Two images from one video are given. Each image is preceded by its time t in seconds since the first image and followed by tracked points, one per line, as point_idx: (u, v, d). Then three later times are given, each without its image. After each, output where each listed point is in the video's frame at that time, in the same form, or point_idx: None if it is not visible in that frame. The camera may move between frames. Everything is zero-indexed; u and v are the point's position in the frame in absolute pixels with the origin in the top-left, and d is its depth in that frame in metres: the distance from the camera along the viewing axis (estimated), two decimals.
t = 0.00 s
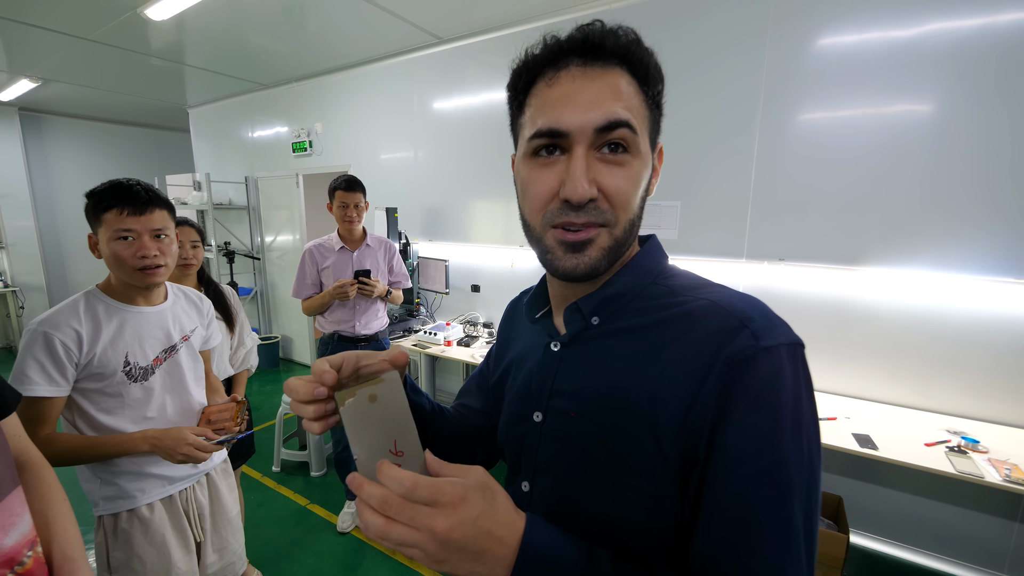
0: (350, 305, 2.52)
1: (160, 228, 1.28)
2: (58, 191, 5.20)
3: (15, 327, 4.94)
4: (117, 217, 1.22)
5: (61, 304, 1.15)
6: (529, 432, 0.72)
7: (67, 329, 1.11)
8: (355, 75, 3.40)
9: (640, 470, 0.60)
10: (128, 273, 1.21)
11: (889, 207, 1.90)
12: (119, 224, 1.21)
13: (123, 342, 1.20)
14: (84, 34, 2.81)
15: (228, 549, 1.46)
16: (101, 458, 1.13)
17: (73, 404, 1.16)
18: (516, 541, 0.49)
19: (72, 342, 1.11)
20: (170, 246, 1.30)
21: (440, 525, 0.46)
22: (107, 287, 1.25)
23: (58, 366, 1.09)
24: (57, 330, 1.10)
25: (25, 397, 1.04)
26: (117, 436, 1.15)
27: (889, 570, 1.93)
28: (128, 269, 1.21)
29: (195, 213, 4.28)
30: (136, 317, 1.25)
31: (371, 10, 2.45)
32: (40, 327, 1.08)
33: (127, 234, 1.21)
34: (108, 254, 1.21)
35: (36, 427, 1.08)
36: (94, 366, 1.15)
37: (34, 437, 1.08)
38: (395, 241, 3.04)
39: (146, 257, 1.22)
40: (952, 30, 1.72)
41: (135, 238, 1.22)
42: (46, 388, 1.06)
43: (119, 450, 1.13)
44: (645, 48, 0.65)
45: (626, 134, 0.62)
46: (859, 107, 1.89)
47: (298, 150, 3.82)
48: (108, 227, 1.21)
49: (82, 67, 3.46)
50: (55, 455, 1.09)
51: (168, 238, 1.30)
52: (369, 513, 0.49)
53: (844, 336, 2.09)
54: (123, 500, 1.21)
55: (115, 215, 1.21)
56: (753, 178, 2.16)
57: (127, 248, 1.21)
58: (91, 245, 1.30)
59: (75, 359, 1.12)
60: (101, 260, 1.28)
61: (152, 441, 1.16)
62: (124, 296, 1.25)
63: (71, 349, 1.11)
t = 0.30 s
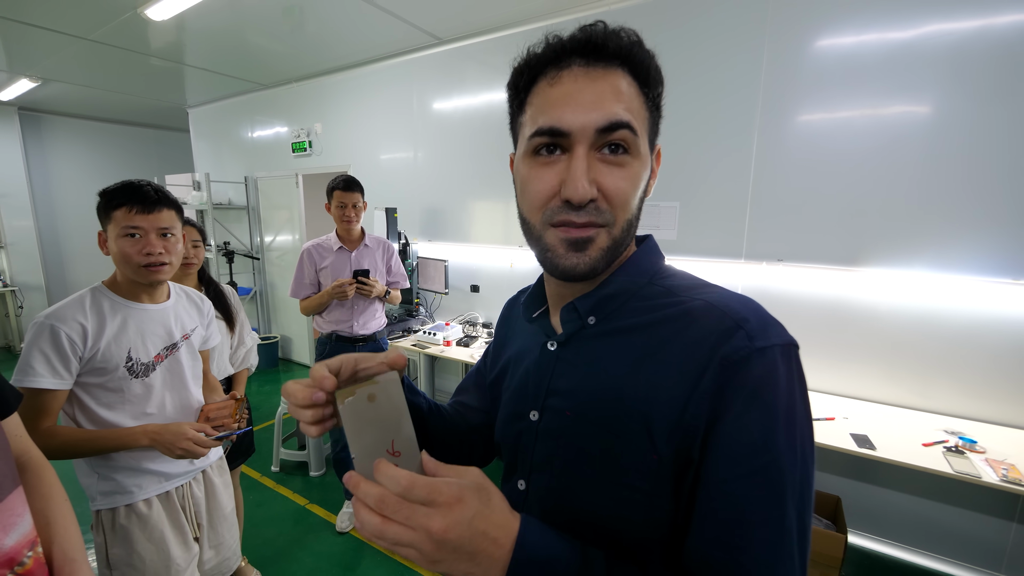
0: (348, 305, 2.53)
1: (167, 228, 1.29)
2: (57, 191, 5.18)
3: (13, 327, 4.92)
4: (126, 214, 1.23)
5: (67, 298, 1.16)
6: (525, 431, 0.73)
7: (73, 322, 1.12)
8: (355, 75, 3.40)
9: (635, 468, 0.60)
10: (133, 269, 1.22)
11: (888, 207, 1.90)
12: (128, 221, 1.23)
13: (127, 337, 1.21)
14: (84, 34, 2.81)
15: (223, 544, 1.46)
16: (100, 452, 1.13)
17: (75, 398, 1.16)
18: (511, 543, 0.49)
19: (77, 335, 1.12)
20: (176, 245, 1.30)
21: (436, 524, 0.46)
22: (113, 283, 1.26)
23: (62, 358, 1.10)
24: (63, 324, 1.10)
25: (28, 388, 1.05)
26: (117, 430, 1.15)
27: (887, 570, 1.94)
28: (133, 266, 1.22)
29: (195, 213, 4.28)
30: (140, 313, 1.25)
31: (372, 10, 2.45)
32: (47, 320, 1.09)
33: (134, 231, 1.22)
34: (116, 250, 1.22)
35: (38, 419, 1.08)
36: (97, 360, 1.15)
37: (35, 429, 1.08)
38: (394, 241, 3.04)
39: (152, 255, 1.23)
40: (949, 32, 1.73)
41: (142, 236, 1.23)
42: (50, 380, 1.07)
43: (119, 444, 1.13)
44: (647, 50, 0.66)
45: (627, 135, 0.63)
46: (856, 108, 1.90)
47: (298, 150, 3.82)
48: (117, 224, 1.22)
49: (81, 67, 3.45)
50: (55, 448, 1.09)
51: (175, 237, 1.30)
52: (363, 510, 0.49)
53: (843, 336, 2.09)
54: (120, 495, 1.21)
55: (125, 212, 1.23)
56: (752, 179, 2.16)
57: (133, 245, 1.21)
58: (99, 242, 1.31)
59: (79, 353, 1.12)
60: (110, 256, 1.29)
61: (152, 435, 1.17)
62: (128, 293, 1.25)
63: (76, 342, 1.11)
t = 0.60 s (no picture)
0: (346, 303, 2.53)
1: (169, 225, 1.29)
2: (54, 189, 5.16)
3: (10, 325, 4.90)
4: (129, 212, 1.23)
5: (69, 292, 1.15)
6: (523, 428, 0.73)
7: (77, 317, 1.12)
8: (353, 74, 3.40)
9: (634, 465, 0.60)
10: (133, 266, 1.21)
11: (885, 206, 1.91)
12: (131, 219, 1.23)
13: (128, 333, 1.21)
14: (82, 32, 2.80)
15: (219, 538, 1.47)
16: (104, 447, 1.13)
17: (75, 393, 1.16)
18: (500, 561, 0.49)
19: (81, 330, 1.12)
20: (177, 243, 1.30)
21: (425, 546, 0.47)
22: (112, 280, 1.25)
23: (66, 353, 1.09)
24: (67, 319, 1.10)
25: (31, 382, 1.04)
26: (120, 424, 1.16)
27: (883, 567, 1.95)
28: (134, 262, 1.21)
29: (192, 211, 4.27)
30: (141, 309, 1.25)
31: (371, 9, 2.45)
32: (51, 314, 1.08)
33: (137, 228, 1.23)
34: (117, 247, 1.22)
35: (39, 414, 1.07)
36: (99, 356, 1.15)
37: (38, 424, 1.07)
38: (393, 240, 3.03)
39: (153, 251, 1.23)
40: (946, 31, 1.73)
41: (144, 233, 1.23)
42: (53, 374, 1.07)
43: (122, 439, 1.14)
44: (658, 45, 0.67)
45: (635, 125, 0.63)
46: (854, 107, 1.90)
47: (297, 149, 3.82)
48: (120, 221, 1.23)
49: (78, 65, 3.44)
50: (58, 444, 1.08)
51: (176, 235, 1.31)
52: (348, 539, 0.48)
53: (840, 335, 2.10)
54: (122, 489, 1.21)
55: (128, 210, 1.23)
56: (749, 177, 2.17)
57: (135, 242, 1.21)
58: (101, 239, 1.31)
59: (82, 348, 1.12)
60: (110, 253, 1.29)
61: (155, 429, 1.18)
62: (129, 290, 1.25)
63: (80, 337, 1.11)
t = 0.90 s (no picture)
0: (343, 303, 2.53)
1: (167, 223, 1.30)
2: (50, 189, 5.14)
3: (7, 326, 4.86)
4: (127, 209, 1.24)
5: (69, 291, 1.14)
6: (522, 422, 0.74)
7: (81, 315, 1.12)
8: (351, 73, 3.40)
9: (630, 458, 0.61)
10: (133, 263, 1.22)
11: (881, 205, 1.92)
12: (129, 216, 1.23)
13: (131, 331, 1.21)
14: (79, 32, 2.79)
15: (221, 537, 1.48)
16: (113, 445, 1.13)
17: (77, 393, 1.15)
18: (504, 540, 0.50)
19: (87, 329, 1.12)
20: (175, 240, 1.31)
21: (427, 521, 0.47)
22: (110, 278, 1.25)
23: (72, 351, 1.09)
24: (73, 317, 1.10)
25: (38, 380, 1.04)
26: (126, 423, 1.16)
27: (879, 564, 1.96)
28: (134, 260, 1.22)
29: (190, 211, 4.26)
30: (141, 307, 1.26)
31: (368, 8, 2.45)
32: (55, 313, 1.08)
33: (136, 226, 1.23)
34: (116, 245, 1.22)
35: (47, 414, 1.06)
36: (104, 355, 1.15)
37: (45, 425, 1.06)
38: (391, 240, 3.04)
39: (153, 248, 1.23)
40: (941, 31, 1.74)
41: (143, 230, 1.24)
42: (59, 373, 1.06)
43: (132, 436, 1.14)
44: (632, 51, 0.64)
45: (612, 146, 0.63)
46: (849, 107, 1.92)
47: (295, 149, 3.82)
48: (118, 219, 1.23)
49: (76, 65, 3.43)
50: (66, 443, 1.08)
51: (174, 232, 1.31)
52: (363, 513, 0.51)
53: (836, 333, 2.11)
54: (125, 489, 1.21)
55: (126, 208, 1.24)
56: (746, 176, 2.18)
57: (135, 239, 1.22)
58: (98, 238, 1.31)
59: (87, 346, 1.12)
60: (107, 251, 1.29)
61: (166, 425, 1.20)
62: (128, 288, 1.25)
63: (85, 335, 1.11)
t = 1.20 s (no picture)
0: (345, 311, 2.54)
1: (182, 231, 1.32)
2: (59, 197, 5.21)
3: (15, 332, 4.89)
4: (140, 218, 1.24)
5: (77, 305, 1.14)
6: (518, 432, 0.73)
7: (94, 331, 1.11)
8: (355, 83, 3.44)
9: (626, 469, 0.60)
10: (149, 274, 1.23)
11: (886, 213, 1.91)
12: (142, 225, 1.24)
13: (144, 345, 1.22)
14: (91, 44, 2.84)
15: (232, 554, 1.47)
16: (127, 468, 1.13)
17: (90, 412, 1.14)
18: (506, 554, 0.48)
19: (100, 344, 1.11)
20: (189, 249, 1.33)
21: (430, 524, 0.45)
22: (122, 289, 1.25)
23: (85, 370, 1.08)
24: (85, 333, 1.10)
25: (53, 402, 1.03)
26: (144, 443, 1.16)
27: None
28: (149, 271, 1.23)
29: (196, 219, 4.31)
30: (153, 319, 1.26)
31: (373, 20, 2.49)
32: (67, 330, 1.07)
33: (150, 235, 1.24)
34: (130, 255, 1.22)
35: (59, 437, 1.05)
36: (117, 370, 1.15)
37: (55, 448, 1.06)
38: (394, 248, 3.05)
39: (170, 259, 1.25)
40: (945, 40, 1.74)
41: (158, 240, 1.25)
42: (73, 394, 1.06)
43: (149, 457, 1.14)
44: (540, 65, 0.64)
45: (516, 161, 0.62)
46: (854, 116, 1.91)
47: (300, 158, 3.86)
48: (131, 228, 1.23)
49: (87, 76, 3.49)
50: (78, 467, 1.07)
51: (187, 241, 1.33)
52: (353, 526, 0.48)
53: (841, 343, 2.09)
54: (143, 510, 1.20)
55: (139, 216, 1.24)
56: (749, 185, 2.17)
57: (150, 249, 1.23)
58: (107, 247, 1.31)
59: (101, 363, 1.11)
60: (117, 261, 1.28)
61: (183, 446, 1.19)
62: (139, 299, 1.26)
63: (99, 352, 1.11)
